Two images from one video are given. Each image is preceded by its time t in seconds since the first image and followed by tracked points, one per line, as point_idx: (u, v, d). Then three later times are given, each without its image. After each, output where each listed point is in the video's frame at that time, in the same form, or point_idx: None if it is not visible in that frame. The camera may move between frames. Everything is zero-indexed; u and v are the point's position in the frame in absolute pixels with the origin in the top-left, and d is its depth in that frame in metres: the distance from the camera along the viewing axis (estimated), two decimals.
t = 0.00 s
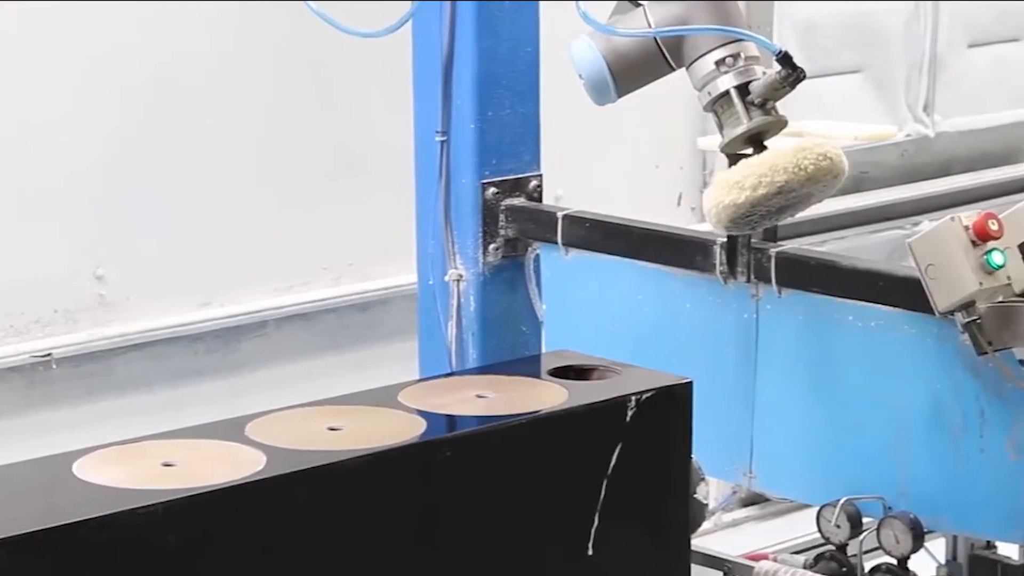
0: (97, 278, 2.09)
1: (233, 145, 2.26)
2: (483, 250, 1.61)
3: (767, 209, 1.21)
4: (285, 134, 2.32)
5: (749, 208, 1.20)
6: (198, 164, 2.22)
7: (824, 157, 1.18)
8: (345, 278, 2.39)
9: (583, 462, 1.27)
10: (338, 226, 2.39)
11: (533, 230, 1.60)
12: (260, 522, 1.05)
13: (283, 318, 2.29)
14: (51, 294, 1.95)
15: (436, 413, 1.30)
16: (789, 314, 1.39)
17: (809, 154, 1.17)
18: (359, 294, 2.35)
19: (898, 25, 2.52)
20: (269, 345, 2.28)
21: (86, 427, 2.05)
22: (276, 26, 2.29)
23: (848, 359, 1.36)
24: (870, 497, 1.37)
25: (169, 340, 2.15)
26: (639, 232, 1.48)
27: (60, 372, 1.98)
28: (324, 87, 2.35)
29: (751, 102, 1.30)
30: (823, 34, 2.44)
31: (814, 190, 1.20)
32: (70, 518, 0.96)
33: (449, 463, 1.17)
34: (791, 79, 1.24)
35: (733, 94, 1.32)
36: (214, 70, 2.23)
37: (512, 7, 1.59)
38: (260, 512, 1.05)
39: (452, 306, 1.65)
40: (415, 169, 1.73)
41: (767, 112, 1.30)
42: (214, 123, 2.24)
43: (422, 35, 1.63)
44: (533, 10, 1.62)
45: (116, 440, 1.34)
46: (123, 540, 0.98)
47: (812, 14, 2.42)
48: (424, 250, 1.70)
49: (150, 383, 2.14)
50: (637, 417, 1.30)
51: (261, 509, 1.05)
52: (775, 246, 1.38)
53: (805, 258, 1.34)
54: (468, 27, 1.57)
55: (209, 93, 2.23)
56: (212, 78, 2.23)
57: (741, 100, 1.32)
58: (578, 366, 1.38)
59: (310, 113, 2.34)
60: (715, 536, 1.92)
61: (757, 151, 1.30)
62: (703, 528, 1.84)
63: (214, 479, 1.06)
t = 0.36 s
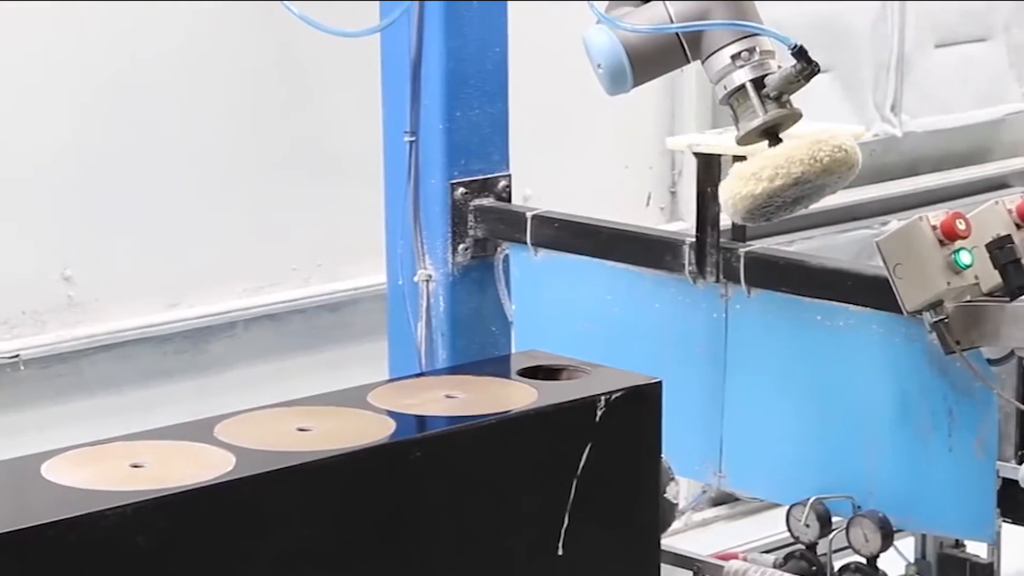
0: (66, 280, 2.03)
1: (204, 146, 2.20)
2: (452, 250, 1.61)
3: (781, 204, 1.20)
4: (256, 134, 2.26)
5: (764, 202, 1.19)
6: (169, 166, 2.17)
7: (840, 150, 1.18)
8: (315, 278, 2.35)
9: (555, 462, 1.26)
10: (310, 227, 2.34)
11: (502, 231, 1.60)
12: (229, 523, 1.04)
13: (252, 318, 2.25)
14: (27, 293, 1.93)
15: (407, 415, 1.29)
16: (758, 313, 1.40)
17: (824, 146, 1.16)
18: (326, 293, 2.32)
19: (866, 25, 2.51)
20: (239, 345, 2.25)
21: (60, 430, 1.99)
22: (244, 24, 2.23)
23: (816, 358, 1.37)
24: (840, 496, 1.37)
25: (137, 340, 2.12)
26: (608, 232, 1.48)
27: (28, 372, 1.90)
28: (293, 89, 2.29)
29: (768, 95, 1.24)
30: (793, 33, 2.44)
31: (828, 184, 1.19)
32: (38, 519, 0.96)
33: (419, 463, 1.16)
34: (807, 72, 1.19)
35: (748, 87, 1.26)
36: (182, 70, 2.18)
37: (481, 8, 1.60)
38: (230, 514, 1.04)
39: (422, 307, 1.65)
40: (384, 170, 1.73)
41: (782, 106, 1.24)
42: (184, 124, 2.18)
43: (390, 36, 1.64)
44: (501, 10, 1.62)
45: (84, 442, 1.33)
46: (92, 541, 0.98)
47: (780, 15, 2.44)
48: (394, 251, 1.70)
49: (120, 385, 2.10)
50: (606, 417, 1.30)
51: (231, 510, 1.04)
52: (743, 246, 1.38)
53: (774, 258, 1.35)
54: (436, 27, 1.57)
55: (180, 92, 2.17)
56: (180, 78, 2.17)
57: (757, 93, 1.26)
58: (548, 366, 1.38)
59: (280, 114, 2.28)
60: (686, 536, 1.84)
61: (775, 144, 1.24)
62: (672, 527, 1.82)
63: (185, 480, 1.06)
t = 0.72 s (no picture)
0: (35, 280, 1.81)
1: (165, 140, 1.99)
2: (423, 251, 1.61)
3: (800, 193, 1.24)
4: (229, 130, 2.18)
5: (784, 191, 1.23)
6: (128, 159, 1.95)
7: (858, 140, 1.21)
8: (285, 279, 2.13)
9: (525, 464, 1.24)
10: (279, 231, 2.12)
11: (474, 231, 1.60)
12: (201, 524, 1.04)
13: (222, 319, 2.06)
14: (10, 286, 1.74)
15: (379, 415, 1.29)
16: (729, 312, 1.40)
17: (842, 137, 1.20)
18: (296, 294, 2.12)
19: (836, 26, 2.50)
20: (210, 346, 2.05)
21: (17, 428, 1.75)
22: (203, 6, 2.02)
23: (787, 358, 1.37)
24: (811, 496, 1.37)
25: (108, 341, 1.92)
26: (580, 232, 1.49)
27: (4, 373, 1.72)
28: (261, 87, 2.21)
29: (786, 88, 1.30)
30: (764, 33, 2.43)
31: (846, 173, 1.23)
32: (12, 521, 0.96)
33: (391, 464, 1.15)
34: (825, 66, 1.25)
35: (767, 80, 1.32)
36: (134, 56, 1.96)
37: (452, 7, 1.59)
38: (202, 514, 1.04)
39: (393, 306, 1.64)
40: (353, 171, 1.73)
41: (800, 98, 1.30)
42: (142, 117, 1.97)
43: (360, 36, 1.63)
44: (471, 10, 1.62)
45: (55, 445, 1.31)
46: (63, 543, 0.97)
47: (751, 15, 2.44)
48: (365, 252, 1.69)
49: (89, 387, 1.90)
50: (578, 417, 1.29)
51: (203, 511, 1.04)
52: (714, 246, 1.39)
53: (744, 257, 1.36)
54: (407, 28, 1.57)
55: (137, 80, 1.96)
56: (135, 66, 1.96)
57: (775, 85, 1.31)
58: (519, 366, 1.38)
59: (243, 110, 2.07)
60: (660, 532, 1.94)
61: (793, 137, 1.30)
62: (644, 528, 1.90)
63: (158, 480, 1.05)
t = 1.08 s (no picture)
0: (9, 281, 1.72)
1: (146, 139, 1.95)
2: (398, 250, 1.63)
3: (814, 186, 1.22)
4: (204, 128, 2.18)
5: (800, 183, 1.21)
6: (111, 158, 1.91)
7: (873, 133, 1.19)
8: (260, 280, 2.07)
9: (501, 464, 1.23)
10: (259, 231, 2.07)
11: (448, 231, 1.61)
12: (176, 525, 1.03)
13: (196, 320, 2.00)
14: None
15: (354, 415, 1.28)
16: (703, 311, 1.40)
17: (859, 130, 1.18)
18: (272, 294, 2.06)
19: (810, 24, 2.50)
20: (183, 348, 1.99)
21: None
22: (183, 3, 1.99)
23: (763, 359, 1.37)
24: (788, 496, 1.37)
25: (79, 342, 1.86)
26: (555, 231, 1.49)
27: None
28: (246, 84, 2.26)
29: (802, 81, 1.31)
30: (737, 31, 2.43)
31: (860, 166, 1.21)
32: None
33: (366, 465, 1.14)
34: (841, 59, 1.25)
35: (783, 74, 1.32)
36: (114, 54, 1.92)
37: (425, 7, 1.61)
38: (177, 516, 1.03)
39: (367, 307, 1.66)
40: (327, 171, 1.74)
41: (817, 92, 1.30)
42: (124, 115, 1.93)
43: (333, 38, 1.65)
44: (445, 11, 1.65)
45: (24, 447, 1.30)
46: (35, 545, 0.96)
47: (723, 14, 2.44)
48: (339, 251, 1.70)
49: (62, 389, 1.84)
50: (553, 416, 1.27)
51: (178, 512, 1.03)
52: (688, 246, 1.40)
53: (718, 257, 1.36)
54: (381, 28, 1.59)
55: (118, 79, 1.92)
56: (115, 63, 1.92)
57: (792, 79, 1.32)
58: (494, 366, 1.37)
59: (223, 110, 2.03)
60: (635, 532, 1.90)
61: (809, 129, 1.31)
62: (621, 528, 1.88)
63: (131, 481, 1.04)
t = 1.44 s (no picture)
0: None
1: (124, 139, 1.92)
2: (370, 250, 1.65)
3: (829, 180, 1.20)
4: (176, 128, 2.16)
5: (814, 176, 1.19)
6: (86, 156, 1.88)
7: (888, 124, 1.18)
8: (234, 281, 2.05)
9: (474, 463, 1.21)
10: (232, 231, 2.04)
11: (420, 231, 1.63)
12: (151, 525, 1.00)
13: (169, 320, 1.97)
14: None
15: (326, 416, 1.26)
16: (676, 311, 1.40)
17: (873, 121, 1.16)
18: (247, 295, 2.03)
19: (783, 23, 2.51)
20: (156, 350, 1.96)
21: None
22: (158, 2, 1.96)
23: (735, 360, 1.37)
24: (762, 494, 1.37)
25: (52, 343, 1.81)
26: (527, 231, 1.50)
27: None
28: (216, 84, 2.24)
29: (816, 75, 1.35)
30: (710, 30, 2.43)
31: (875, 158, 1.19)
32: None
33: (339, 465, 1.12)
34: (855, 54, 1.30)
35: (799, 68, 1.37)
36: (91, 54, 1.89)
37: (397, 8, 1.63)
38: (152, 516, 1.00)
39: (340, 307, 1.68)
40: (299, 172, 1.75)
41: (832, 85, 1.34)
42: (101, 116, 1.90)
43: (305, 40, 1.66)
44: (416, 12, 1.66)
45: None
46: (7, 545, 0.94)
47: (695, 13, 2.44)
48: (312, 251, 1.71)
49: (33, 390, 1.78)
50: (525, 417, 1.24)
51: (153, 512, 1.00)
52: (660, 245, 1.40)
53: (691, 257, 1.37)
54: (353, 28, 1.60)
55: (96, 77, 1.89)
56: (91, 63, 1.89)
57: (807, 74, 1.36)
58: (467, 365, 1.37)
59: (200, 111, 2.00)
60: (608, 532, 1.88)
61: (823, 122, 1.35)
62: (595, 526, 1.87)
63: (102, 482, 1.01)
